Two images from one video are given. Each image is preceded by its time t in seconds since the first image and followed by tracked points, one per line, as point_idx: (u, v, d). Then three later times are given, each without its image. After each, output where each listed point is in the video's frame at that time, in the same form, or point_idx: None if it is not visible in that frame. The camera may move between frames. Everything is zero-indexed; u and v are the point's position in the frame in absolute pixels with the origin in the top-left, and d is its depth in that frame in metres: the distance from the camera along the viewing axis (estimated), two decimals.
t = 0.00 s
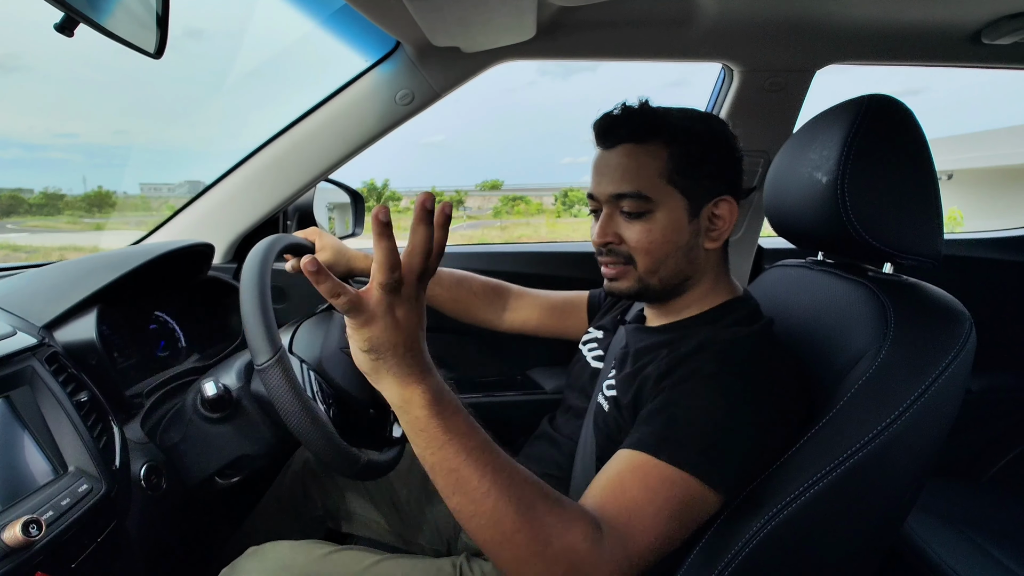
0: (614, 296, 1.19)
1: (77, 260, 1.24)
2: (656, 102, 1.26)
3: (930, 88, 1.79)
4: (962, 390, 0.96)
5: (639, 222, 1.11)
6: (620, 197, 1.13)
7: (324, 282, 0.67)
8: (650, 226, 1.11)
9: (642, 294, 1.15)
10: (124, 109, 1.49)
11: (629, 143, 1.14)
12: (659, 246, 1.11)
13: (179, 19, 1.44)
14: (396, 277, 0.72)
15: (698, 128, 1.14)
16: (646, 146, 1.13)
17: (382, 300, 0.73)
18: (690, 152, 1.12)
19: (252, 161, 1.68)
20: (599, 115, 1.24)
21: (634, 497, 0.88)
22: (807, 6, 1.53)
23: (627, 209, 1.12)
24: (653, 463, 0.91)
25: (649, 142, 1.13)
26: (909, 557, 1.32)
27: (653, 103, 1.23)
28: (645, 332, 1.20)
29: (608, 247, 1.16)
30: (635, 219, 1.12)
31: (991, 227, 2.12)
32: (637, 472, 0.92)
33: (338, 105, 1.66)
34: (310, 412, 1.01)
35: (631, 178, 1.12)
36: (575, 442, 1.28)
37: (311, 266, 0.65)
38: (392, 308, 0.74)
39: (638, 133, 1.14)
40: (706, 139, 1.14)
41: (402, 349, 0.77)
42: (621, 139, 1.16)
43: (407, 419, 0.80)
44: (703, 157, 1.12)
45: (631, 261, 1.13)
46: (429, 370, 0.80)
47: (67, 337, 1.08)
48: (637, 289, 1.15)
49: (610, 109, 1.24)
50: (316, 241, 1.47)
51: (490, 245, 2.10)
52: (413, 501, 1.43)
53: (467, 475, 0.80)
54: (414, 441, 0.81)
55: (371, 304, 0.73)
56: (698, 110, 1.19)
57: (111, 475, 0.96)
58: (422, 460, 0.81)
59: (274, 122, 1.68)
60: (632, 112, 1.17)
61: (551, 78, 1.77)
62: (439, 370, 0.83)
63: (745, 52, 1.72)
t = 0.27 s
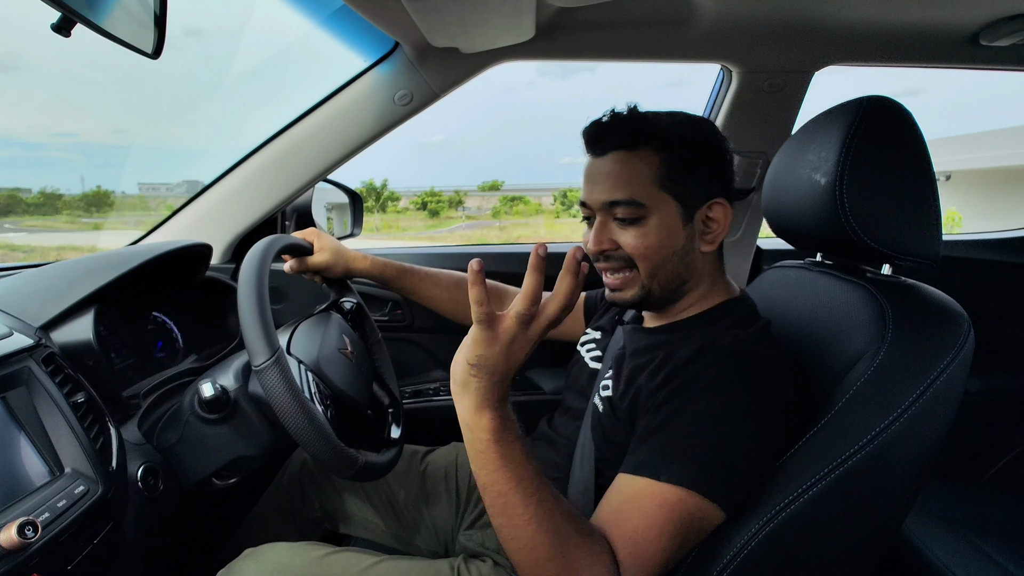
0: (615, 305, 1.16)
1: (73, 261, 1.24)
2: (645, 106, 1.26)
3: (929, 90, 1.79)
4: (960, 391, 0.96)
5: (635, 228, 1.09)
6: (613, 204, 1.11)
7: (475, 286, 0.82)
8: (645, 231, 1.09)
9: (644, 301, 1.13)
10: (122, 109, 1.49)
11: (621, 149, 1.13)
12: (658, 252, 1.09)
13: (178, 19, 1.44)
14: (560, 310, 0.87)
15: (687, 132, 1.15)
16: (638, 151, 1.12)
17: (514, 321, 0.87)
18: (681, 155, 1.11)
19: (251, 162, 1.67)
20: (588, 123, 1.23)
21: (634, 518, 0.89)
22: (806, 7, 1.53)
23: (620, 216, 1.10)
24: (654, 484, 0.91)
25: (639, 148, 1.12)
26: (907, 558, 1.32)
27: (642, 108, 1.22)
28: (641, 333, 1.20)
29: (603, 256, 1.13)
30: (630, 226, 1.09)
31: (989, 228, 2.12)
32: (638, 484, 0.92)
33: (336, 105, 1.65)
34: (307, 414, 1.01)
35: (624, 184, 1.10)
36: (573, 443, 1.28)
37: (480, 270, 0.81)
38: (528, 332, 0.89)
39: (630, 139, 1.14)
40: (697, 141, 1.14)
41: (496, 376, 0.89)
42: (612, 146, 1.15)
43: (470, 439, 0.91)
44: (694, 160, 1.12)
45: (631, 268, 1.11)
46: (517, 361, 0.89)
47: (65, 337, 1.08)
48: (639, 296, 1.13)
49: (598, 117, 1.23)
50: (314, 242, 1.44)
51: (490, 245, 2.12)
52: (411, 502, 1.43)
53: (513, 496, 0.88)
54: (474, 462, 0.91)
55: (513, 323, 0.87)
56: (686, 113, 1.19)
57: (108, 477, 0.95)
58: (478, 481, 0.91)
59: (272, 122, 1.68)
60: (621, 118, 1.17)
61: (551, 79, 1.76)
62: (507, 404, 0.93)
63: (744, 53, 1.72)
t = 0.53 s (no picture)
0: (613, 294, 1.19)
1: (69, 262, 1.23)
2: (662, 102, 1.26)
3: (926, 91, 1.80)
4: (959, 392, 0.96)
5: (643, 216, 1.12)
6: (624, 191, 1.14)
7: (106, 544, 0.71)
8: (651, 220, 1.11)
9: (641, 292, 1.15)
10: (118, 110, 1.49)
11: (634, 138, 1.15)
12: (660, 243, 1.11)
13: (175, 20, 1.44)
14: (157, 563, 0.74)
15: (700, 127, 1.15)
16: (650, 142, 1.14)
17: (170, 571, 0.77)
18: (693, 150, 1.12)
19: (249, 162, 1.67)
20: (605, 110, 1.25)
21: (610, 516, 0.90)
22: (805, 9, 1.53)
23: (629, 203, 1.13)
24: (643, 474, 0.92)
25: (653, 138, 1.14)
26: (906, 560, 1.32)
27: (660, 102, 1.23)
28: (639, 334, 1.20)
29: (606, 240, 1.17)
30: (638, 213, 1.13)
31: (987, 230, 2.12)
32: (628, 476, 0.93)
33: (334, 106, 1.65)
34: (305, 415, 1.01)
35: (635, 172, 1.13)
36: (570, 445, 1.27)
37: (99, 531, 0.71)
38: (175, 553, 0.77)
39: (644, 129, 1.15)
40: (707, 138, 1.14)
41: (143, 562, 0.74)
42: (625, 134, 1.17)
43: None
44: (705, 156, 1.13)
45: (632, 256, 1.14)
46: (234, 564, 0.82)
47: (63, 339, 1.07)
48: (636, 286, 1.15)
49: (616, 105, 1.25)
50: (312, 242, 1.44)
51: (489, 245, 2.12)
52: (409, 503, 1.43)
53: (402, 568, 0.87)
54: None
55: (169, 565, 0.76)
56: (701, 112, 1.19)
57: (104, 479, 0.95)
58: None
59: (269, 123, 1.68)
60: (636, 109, 1.18)
61: (551, 79, 1.76)
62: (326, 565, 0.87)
63: (742, 54, 1.72)
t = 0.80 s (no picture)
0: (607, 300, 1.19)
1: (65, 264, 1.23)
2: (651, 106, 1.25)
3: (925, 93, 1.80)
4: (959, 393, 0.96)
5: (631, 228, 1.11)
6: (611, 203, 1.13)
7: (299, 246, 0.65)
8: (641, 232, 1.10)
9: (634, 300, 1.15)
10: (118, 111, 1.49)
11: (622, 148, 1.14)
12: (649, 253, 1.10)
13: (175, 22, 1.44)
14: (387, 242, 0.75)
15: (688, 134, 1.13)
16: (638, 152, 1.12)
17: (348, 299, 0.72)
18: (681, 157, 1.11)
19: (248, 164, 1.67)
20: (594, 119, 1.24)
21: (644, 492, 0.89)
22: (803, 10, 1.53)
23: (618, 215, 1.12)
24: (656, 470, 0.90)
25: (640, 148, 1.12)
26: (906, 560, 1.32)
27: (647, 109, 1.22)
28: (640, 336, 1.20)
29: (598, 252, 1.16)
30: (626, 225, 1.11)
31: (986, 230, 2.12)
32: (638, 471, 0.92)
33: (333, 108, 1.65)
34: (305, 416, 1.01)
35: (624, 183, 1.11)
36: (571, 446, 1.27)
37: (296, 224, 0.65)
38: (375, 285, 0.74)
39: (631, 139, 1.14)
40: (697, 144, 1.13)
41: (391, 333, 0.75)
42: (613, 145, 1.15)
43: (410, 412, 0.81)
44: (694, 163, 1.11)
45: (620, 267, 1.13)
46: (429, 361, 0.81)
47: (62, 341, 1.07)
48: (627, 294, 1.14)
49: (605, 114, 1.24)
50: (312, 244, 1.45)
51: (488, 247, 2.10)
52: (409, 505, 1.43)
53: (470, 466, 0.82)
54: (416, 431, 0.82)
55: (372, 272, 0.73)
56: (691, 115, 1.18)
57: (104, 482, 0.95)
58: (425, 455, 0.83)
59: (268, 125, 1.68)
60: (623, 117, 1.17)
61: (549, 80, 1.78)
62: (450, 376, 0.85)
63: (741, 56, 1.73)
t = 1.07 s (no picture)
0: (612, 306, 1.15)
1: (61, 263, 1.22)
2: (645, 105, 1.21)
3: (930, 88, 1.79)
4: (966, 391, 0.95)
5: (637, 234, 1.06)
6: (614, 208, 1.08)
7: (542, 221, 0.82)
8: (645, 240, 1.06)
9: (640, 305, 1.11)
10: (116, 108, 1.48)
11: (623, 152, 1.09)
12: (656, 258, 1.06)
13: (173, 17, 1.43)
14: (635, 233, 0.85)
15: (689, 133, 1.11)
16: (638, 155, 1.08)
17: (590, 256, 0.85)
18: (685, 158, 1.08)
19: (247, 163, 1.66)
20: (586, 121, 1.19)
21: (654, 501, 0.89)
22: (807, 5, 1.52)
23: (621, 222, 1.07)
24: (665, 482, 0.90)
25: (642, 151, 1.08)
26: (911, 560, 1.31)
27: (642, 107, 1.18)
28: (641, 336, 1.19)
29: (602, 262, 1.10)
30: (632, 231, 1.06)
31: (992, 227, 2.11)
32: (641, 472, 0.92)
33: (333, 104, 1.64)
34: (304, 415, 1.00)
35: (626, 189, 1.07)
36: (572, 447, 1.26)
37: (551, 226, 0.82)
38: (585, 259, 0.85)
39: (632, 141, 1.09)
40: (699, 143, 1.10)
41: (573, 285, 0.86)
42: (614, 148, 1.10)
43: (554, 372, 0.91)
44: (699, 163, 1.08)
45: (628, 273, 1.08)
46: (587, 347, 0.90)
47: (58, 340, 1.06)
48: (634, 300, 1.10)
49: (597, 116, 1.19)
50: (312, 243, 1.43)
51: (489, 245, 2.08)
52: (410, 505, 1.42)
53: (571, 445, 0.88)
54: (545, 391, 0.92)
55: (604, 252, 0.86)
56: (688, 112, 1.15)
57: (102, 483, 0.94)
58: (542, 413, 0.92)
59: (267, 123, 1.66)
60: (621, 119, 1.12)
61: (550, 79, 1.76)
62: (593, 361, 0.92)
63: (744, 51, 1.71)
